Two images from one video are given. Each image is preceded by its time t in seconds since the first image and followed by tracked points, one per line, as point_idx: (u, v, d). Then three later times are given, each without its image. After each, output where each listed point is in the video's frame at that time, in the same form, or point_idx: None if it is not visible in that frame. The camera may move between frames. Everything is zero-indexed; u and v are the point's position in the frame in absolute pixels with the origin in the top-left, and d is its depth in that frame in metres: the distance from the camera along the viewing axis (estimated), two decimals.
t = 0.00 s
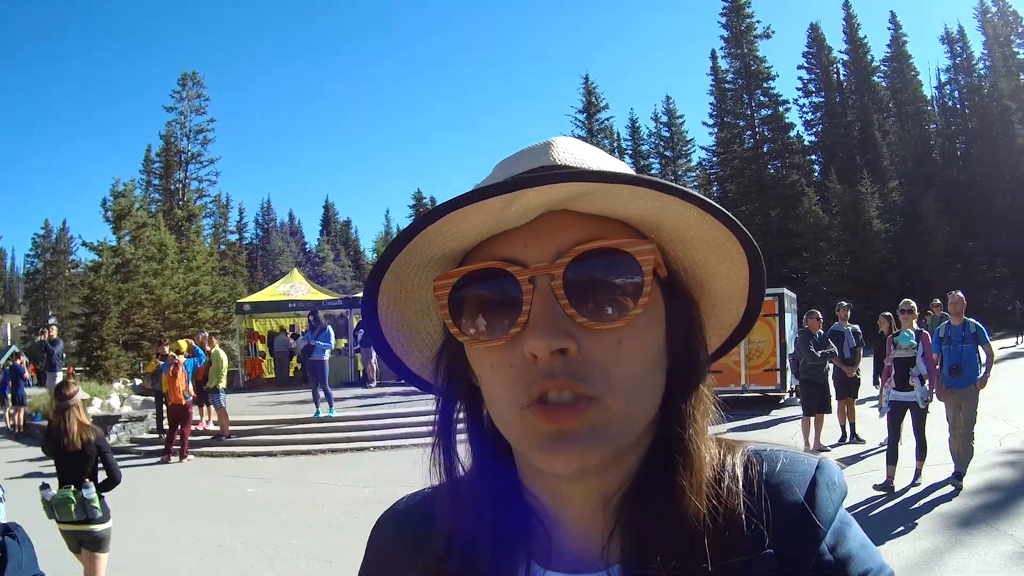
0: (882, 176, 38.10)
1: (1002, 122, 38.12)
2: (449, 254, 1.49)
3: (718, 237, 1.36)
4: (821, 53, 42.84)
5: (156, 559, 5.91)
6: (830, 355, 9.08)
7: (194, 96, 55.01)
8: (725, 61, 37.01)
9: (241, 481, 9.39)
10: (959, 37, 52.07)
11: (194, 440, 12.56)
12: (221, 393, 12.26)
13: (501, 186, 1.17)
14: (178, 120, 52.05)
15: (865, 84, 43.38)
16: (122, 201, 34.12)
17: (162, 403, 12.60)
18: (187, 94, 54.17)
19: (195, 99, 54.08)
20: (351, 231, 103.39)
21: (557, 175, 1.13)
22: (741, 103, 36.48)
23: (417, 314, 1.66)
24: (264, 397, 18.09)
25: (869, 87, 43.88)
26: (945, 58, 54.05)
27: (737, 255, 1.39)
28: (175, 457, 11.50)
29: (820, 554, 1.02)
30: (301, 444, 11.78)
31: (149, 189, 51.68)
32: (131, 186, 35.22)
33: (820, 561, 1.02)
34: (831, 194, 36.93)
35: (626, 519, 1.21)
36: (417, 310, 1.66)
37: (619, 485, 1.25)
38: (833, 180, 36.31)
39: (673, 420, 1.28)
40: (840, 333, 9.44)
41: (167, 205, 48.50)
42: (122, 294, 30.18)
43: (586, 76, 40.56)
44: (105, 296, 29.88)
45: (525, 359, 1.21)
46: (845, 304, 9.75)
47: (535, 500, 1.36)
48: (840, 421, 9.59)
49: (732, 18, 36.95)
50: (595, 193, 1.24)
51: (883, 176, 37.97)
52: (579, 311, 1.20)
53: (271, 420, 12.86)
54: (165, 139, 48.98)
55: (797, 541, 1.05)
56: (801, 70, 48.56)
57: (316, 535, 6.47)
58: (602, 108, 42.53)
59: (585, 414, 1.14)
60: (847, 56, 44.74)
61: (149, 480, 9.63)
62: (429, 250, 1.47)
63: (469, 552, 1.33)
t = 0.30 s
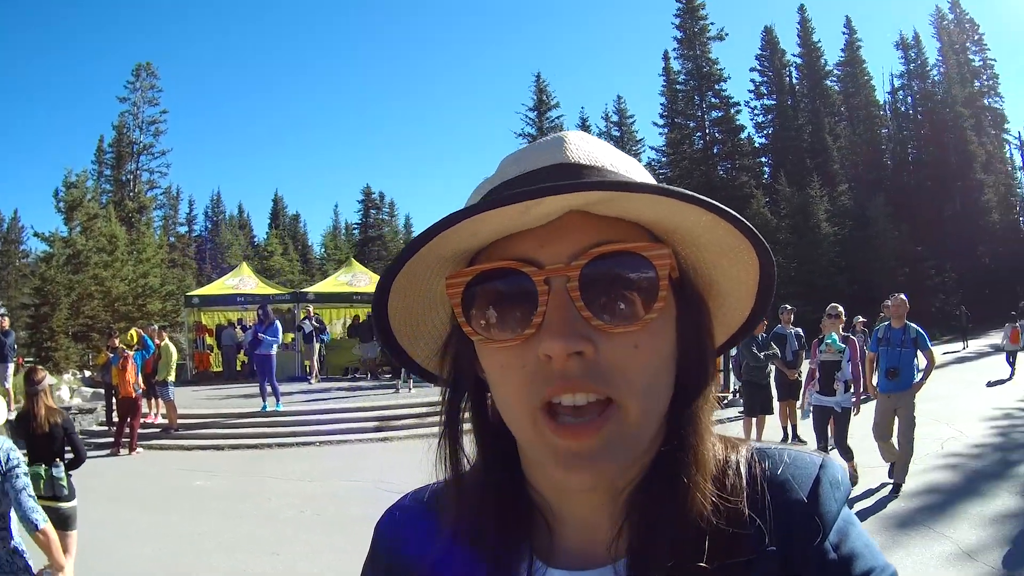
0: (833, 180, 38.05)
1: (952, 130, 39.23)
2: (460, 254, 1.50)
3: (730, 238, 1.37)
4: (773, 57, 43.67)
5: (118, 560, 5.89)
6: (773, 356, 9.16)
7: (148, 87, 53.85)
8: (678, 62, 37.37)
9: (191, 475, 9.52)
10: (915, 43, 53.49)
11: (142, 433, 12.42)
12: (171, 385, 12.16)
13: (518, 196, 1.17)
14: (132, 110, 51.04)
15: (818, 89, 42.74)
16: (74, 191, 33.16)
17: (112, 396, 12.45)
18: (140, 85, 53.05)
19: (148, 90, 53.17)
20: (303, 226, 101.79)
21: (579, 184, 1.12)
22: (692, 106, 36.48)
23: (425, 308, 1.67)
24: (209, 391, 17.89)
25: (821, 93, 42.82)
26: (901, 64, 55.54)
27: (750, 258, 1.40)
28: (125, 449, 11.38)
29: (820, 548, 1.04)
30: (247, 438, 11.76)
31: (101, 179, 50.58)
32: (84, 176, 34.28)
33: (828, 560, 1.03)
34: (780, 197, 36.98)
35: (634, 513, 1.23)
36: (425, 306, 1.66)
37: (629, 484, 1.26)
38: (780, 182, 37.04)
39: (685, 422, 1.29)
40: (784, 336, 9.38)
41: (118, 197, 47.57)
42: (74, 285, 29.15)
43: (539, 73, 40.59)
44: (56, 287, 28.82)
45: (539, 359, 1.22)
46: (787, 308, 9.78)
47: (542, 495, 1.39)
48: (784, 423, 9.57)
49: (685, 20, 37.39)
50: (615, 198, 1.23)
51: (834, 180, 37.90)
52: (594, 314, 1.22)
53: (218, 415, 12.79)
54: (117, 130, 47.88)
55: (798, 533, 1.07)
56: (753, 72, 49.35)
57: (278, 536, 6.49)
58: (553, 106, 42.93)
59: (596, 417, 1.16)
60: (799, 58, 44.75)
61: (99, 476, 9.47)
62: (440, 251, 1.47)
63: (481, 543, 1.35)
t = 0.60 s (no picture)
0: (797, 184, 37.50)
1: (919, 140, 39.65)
2: (478, 249, 1.55)
3: (749, 238, 1.37)
4: (745, 58, 42.28)
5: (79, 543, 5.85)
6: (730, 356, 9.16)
7: (118, 65, 52.56)
8: (648, 59, 37.32)
9: (149, 457, 9.38)
10: (888, 49, 54.12)
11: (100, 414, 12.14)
12: (131, 367, 11.96)
13: (536, 194, 1.18)
14: (100, 89, 50.14)
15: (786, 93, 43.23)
16: (42, 170, 32.05)
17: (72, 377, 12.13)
18: (110, 63, 51.83)
19: (118, 69, 52.08)
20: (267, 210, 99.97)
21: (597, 184, 1.13)
22: (660, 103, 36.47)
23: (445, 296, 1.71)
24: (168, 373, 17.65)
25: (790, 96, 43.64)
26: (874, 70, 56.32)
27: (771, 256, 1.40)
28: (84, 430, 11.16)
29: (832, 547, 1.05)
30: (205, 422, 11.69)
31: (67, 158, 49.40)
32: (51, 154, 33.25)
33: (834, 557, 1.05)
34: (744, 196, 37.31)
35: (644, 505, 1.26)
36: (446, 292, 1.70)
37: (642, 474, 1.30)
38: (747, 183, 37.32)
39: (703, 417, 1.30)
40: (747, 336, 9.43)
41: (84, 175, 46.50)
42: (37, 263, 28.42)
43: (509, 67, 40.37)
44: (19, 264, 27.95)
45: (555, 353, 1.26)
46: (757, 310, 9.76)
47: (557, 482, 1.44)
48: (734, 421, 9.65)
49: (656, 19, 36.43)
50: (634, 196, 1.24)
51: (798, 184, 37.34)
52: (610, 310, 1.25)
53: (177, 397, 12.66)
54: (85, 107, 46.68)
55: (805, 536, 1.08)
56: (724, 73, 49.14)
57: (243, 519, 6.50)
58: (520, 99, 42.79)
59: (610, 414, 1.19)
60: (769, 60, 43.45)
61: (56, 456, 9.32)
62: (459, 245, 1.51)
63: (497, 527, 1.40)
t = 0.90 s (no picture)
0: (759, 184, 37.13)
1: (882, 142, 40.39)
2: (481, 241, 1.61)
3: (747, 232, 1.37)
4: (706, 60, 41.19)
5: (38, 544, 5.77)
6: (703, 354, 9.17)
7: (85, 64, 51.80)
8: (610, 60, 37.48)
9: (115, 457, 9.21)
10: (854, 51, 54.88)
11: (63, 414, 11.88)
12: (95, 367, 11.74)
13: (526, 181, 1.23)
14: (66, 89, 50.12)
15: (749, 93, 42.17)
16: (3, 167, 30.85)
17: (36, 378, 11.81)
18: (76, 61, 50.95)
19: (84, 68, 51.23)
20: (230, 210, 98.47)
21: (581, 171, 1.16)
22: (621, 104, 36.51)
23: (453, 293, 1.77)
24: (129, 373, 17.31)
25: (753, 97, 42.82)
26: (839, 71, 57.22)
27: (772, 251, 1.40)
28: (47, 430, 10.90)
29: (838, 544, 1.06)
30: (167, 422, 11.49)
31: (33, 158, 48.57)
32: (14, 153, 32.21)
33: (840, 554, 1.06)
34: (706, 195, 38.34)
35: (644, 495, 1.28)
36: (455, 284, 1.74)
37: (643, 469, 1.31)
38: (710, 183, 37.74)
39: (706, 408, 1.32)
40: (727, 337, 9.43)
41: (49, 174, 45.57)
42: None
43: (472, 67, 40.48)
44: None
45: (549, 341, 1.29)
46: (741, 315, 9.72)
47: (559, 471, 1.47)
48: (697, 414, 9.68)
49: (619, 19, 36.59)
50: (622, 185, 1.27)
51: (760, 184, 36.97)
52: (603, 298, 1.27)
53: (139, 396, 12.43)
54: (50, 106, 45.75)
55: (802, 541, 1.08)
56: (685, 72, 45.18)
57: (205, 517, 6.43)
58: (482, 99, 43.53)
59: (603, 401, 1.21)
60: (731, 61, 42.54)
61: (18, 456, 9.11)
62: (458, 233, 1.57)
63: (498, 521, 1.44)
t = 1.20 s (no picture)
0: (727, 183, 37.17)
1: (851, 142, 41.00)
2: (484, 236, 1.63)
3: (746, 231, 1.39)
4: (675, 59, 41.08)
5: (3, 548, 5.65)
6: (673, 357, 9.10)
7: (55, 64, 50.80)
8: (578, 60, 37.59)
9: (85, 459, 9.02)
10: (823, 51, 55.68)
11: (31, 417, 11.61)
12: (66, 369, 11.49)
13: (529, 167, 1.26)
14: (34, 89, 49.62)
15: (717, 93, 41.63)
16: None
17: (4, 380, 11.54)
18: (47, 61, 50.06)
19: (54, 68, 50.26)
20: (199, 210, 97.00)
21: (579, 158, 1.20)
22: (589, 104, 36.59)
23: (459, 294, 1.78)
24: (96, 376, 17.00)
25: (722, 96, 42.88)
26: (808, 71, 58.03)
27: (771, 253, 1.42)
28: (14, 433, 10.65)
29: (839, 545, 1.09)
30: (136, 424, 11.27)
31: None
32: None
33: (839, 557, 1.08)
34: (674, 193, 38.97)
35: (644, 494, 1.28)
36: (456, 282, 1.76)
37: (641, 467, 1.32)
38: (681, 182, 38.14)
39: (704, 405, 1.33)
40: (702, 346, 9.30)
41: (18, 175, 44.74)
42: None
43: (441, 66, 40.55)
44: None
45: (546, 332, 1.30)
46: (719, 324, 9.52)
47: (555, 470, 1.48)
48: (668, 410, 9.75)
49: (588, 19, 36.89)
50: (619, 178, 1.30)
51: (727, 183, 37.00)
52: (599, 290, 1.29)
53: (108, 398, 12.18)
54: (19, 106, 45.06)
55: (797, 540, 1.10)
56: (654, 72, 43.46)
57: (176, 519, 6.35)
58: (450, 99, 43.55)
59: (600, 393, 1.22)
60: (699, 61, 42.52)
61: None
62: (458, 222, 1.59)
63: (498, 518, 1.44)
